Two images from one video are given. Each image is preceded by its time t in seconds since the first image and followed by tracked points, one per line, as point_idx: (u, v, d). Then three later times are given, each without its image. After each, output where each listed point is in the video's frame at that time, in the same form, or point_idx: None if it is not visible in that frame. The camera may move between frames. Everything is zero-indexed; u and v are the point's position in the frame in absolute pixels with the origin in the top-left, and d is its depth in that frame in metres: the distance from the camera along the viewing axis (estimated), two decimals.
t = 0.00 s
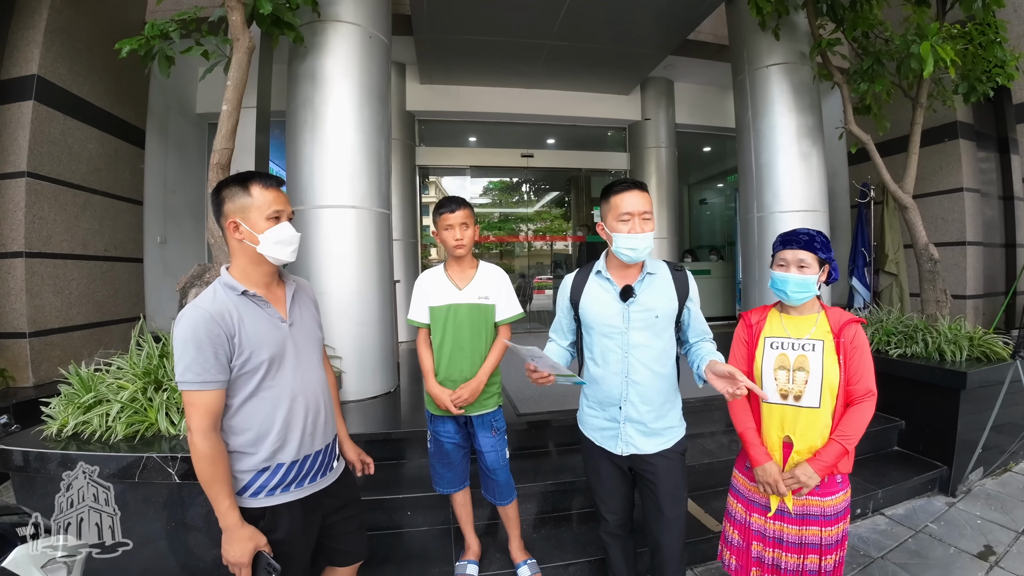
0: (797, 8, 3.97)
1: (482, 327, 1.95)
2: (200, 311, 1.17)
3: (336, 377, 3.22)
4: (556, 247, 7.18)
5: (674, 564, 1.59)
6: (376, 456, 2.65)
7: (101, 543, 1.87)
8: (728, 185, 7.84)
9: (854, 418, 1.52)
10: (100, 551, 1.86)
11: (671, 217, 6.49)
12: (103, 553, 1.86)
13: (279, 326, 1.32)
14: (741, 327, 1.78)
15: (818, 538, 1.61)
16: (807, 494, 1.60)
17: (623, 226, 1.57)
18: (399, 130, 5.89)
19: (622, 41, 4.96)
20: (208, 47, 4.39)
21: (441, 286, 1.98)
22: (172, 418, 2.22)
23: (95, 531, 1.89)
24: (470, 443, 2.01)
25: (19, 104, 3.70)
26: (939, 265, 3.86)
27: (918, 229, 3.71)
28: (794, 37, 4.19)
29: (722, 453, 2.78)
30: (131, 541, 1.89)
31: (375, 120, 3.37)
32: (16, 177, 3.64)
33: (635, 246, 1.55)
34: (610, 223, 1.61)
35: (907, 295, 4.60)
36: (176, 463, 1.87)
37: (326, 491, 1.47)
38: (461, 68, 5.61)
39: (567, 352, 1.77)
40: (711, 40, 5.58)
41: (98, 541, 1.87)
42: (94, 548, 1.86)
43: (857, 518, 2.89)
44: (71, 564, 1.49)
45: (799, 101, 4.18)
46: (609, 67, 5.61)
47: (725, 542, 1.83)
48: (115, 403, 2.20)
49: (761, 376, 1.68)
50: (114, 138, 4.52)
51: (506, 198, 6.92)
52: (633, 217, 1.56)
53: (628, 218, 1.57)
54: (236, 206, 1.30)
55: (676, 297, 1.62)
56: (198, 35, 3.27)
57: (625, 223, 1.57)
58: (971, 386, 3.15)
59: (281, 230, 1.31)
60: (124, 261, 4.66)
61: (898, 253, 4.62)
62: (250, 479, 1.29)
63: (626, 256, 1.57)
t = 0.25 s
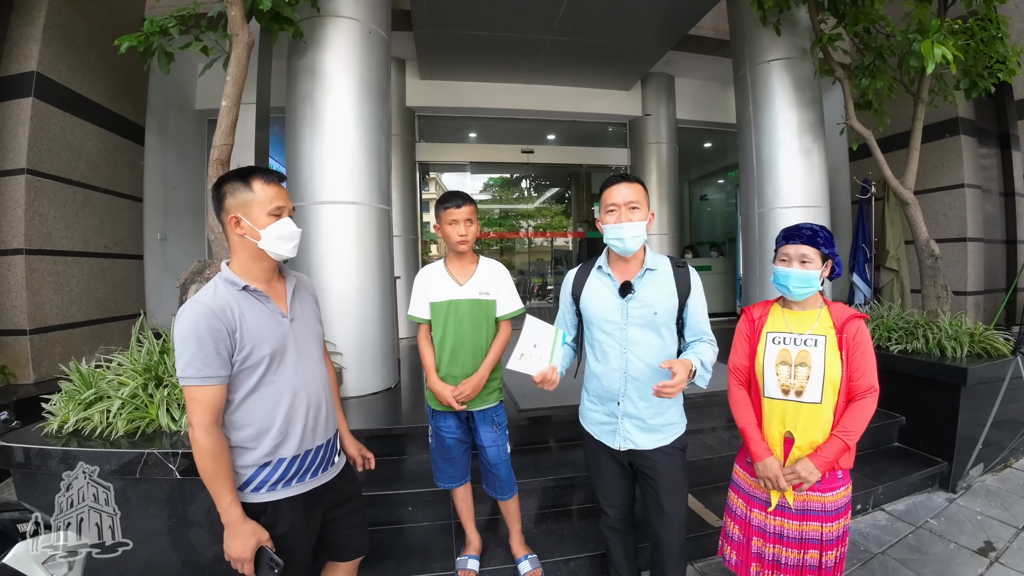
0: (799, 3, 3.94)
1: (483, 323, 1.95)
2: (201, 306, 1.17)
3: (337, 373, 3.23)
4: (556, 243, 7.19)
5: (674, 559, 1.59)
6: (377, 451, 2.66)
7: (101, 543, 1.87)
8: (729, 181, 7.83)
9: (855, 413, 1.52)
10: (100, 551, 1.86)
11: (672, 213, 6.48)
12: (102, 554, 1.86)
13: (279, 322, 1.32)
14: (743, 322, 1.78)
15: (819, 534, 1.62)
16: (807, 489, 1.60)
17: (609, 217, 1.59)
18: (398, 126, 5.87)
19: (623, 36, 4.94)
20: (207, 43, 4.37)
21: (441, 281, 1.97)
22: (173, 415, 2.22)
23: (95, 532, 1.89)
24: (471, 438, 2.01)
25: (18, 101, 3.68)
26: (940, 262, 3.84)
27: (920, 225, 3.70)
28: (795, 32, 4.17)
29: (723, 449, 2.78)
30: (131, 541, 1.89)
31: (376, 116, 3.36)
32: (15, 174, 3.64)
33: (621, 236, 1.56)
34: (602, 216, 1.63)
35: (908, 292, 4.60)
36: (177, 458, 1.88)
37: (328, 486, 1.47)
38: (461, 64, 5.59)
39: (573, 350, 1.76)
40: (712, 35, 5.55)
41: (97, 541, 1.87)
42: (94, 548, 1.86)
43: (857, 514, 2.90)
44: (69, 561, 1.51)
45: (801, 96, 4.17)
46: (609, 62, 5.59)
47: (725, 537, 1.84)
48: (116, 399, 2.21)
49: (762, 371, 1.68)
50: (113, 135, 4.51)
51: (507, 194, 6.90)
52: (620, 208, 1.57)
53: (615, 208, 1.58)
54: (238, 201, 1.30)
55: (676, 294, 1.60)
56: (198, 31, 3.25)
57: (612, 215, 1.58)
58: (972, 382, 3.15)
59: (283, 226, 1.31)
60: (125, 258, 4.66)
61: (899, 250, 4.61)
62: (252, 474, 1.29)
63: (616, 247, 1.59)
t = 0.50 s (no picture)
0: None
1: (483, 319, 1.95)
2: (202, 302, 1.17)
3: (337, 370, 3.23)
4: (556, 240, 7.17)
5: (674, 554, 1.60)
6: (377, 447, 2.67)
7: (101, 543, 1.87)
8: (730, 177, 7.82)
9: (856, 410, 1.52)
10: (100, 551, 1.86)
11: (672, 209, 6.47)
12: (102, 553, 1.87)
13: (280, 318, 1.32)
14: (744, 318, 1.77)
15: (819, 530, 1.62)
16: (807, 485, 1.60)
17: (608, 213, 1.59)
18: (398, 122, 5.86)
19: (624, 31, 4.92)
20: (206, 39, 4.35)
21: (442, 278, 1.97)
22: (174, 411, 2.23)
23: (95, 532, 1.89)
24: (472, 434, 2.02)
25: (17, 98, 3.68)
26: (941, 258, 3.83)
27: (920, 221, 3.70)
28: (796, 27, 4.15)
29: (723, 445, 2.79)
30: (131, 541, 1.89)
31: (376, 112, 3.35)
32: (15, 171, 3.63)
33: (619, 232, 1.55)
34: (599, 213, 1.64)
35: (909, 288, 4.59)
36: (177, 454, 1.89)
37: (329, 482, 1.48)
38: (461, 60, 5.58)
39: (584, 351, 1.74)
40: (713, 30, 5.53)
41: (97, 541, 1.87)
42: (94, 548, 1.87)
43: (857, 510, 2.91)
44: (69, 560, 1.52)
45: (802, 92, 4.16)
46: (610, 58, 5.57)
47: (725, 532, 1.85)
48: (116, 396, 2.21)
49: (763, 367, 1.68)
50: (113, 132, 4.50)
51: (507, 190, 6.89)
52: (617, 204, 1.57)
53: (612, 204, 1.58)
54: (238, 197, 1.29)
55: (676, 291, 1.59)
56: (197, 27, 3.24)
57: (609, 211, 1.59)
58: (972, 379, 3.15)
59: (283, 222, 1.31)
60: (125, 255, 4.66)
61: (900, 246, 4.60)
62: (253, 470, 1.29)
63: (613, 242, 1.59)
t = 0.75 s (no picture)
0: None
1: (484, 315, 1.95)
2: (202, 299, 1.17)
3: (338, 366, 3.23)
4: (557, 236, 7.17)
5: (675, 550, 1.60)
6: (378, 444, 2.67)
7: (101, 543, 1.89)
8: (730, 173, 7.80)
9: (857, 407, 1.51)
10: (100, 551, 1.88)
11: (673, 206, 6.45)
12: (103, 553, 1.88)
13: (280, 315, 1.31)
14: (745, 315, 1.77)
15: (819, 527, 1.62)
16: (808, 482, 1.60)
17: (608, 211, 1.58)
18: (398, 119, 5.84)
19: (625, 27, 4.91)
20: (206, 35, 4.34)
21: (443, 274, 1.97)
22: (174, 408, 2.22)
23: (95, 532, 1.90)
24: (472, 430, 2.02)
25: (17, 95, 3.67)
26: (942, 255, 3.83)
27: (921, 218, 3.69)
28: (797, 23, 4.13)
29: (723, 441, 2.79)
30: (131, 541, 1.90)
31: (375, 108, 3.34)
32: (15, 169, 3.62)
33: (619, 230, 1.55)
34: (599, 210, 1.63)
35: (910, 285, 4.58)
36: (178, 451, 1.89)
37: (329, 479, 1.48)
38: (461, 56, 5.56)
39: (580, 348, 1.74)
40: (714, 26, 5.51)
41: (97, 541, 1.89)
42: (94, 548, 1.88)
43: (857, 507, 2.92)
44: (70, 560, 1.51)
45: (803, 88, 4.14)
46: (610, 54, 5.55)
47: (726, 528, 1.85)
48: (116, 394, 2.20)
49: (764, 364, 1.67)
50: (112, 129, 4.49)
51: (507, 186, 6.88)
52: (616, 202, 1.56)
53: (611, 201, 1.57)
54: (238, 194, 1.29)
55: (676, 287, 1.59)
56: (196, 23, 3.22)
57: (609, 208, 1.58)
58: (973, 376, 3.15)
59: (283, 219, 1.30)
60: (125, 252, 4.66)
61: (902, 243, 4.58)
62: (254, 466, 1.29)
63: (614, 241, 1.58)
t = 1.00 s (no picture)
0: None
1: (483, 312, 1.95)
2: (200, 296, 1.16)
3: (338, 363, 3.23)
4: (556, 233, 7.16)
5: (675, 547, 1.60)
6: (378, 441, 2.67)
7: (101, 543, 1.89)
8: (731, 170, 7.78)
9: (858, 404, 1.51)
10: (100, 551, 1.88)
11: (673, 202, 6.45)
12: (103, 553, 1.88)
13: (279, 312, 1.31)
14: (746, 312, 1.76)
15: (819, 524, 1.62)
16: (808, 479, 1.60)
17: (609, 208, 1.58)
18: (398, 115, 5.83)
19: (625, 23, 4.89)
20: (205, 31, 4.32)
21: (442, 270, 1.96)
22: (174, 405, 2.22)
23: (95, 532, 1.91)
24: (472, 427, 2.02)
25: (16, 93, 3.65)
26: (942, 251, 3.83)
27: (921, 215, 3.69)
28: (798, 19, 4.11)
29: (723, 438, 2.79)
30: (131, 541, 1.90)
31: (374, 105, 3.33)
32: (13, 166, 3.61)
33: (622, 228, 1.55)
34: (601, 207, 1.62)
35: (911, 282, 4.58)
36: (178, 449, 1.88)
37: (329, 476, 1.48)
38: (461, 52, 5.54)
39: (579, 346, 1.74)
40: (714, 22, 5.49)
41: (97, 541, 1.89)
42: (94, 547, 1.89)
43: (856, 503, 2.93)
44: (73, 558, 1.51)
45: (803, 85, 4.13)
46: (611, 50, 5.53)
47: (725, 526, 1.86)
48: (116, 391, 2.20)
49: (764, 361, 1.67)
50: (111, 127, 4.48)
51: (507, 183, 6.86)
52: (619, 198, 1.55)
53: (614, 198, 1.56)
54: (235, 190, 1.28)
55: (678, 284, 1.59)
56: (194, 19, 3.20)
57: (612, 205, 1.57)
58: (973, 373, 3.15)
59: (280, 216, 1.30)
60: (125, 249, 4.65)
61: (902, 240, 4.57)
62: (252, 463, 1.29)
63: (618, 238, 1.58)
